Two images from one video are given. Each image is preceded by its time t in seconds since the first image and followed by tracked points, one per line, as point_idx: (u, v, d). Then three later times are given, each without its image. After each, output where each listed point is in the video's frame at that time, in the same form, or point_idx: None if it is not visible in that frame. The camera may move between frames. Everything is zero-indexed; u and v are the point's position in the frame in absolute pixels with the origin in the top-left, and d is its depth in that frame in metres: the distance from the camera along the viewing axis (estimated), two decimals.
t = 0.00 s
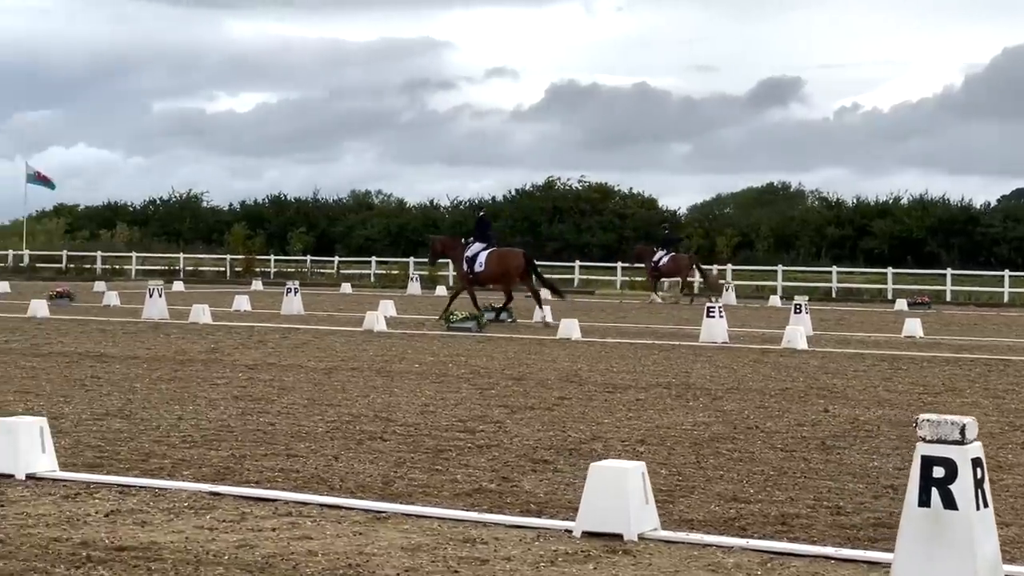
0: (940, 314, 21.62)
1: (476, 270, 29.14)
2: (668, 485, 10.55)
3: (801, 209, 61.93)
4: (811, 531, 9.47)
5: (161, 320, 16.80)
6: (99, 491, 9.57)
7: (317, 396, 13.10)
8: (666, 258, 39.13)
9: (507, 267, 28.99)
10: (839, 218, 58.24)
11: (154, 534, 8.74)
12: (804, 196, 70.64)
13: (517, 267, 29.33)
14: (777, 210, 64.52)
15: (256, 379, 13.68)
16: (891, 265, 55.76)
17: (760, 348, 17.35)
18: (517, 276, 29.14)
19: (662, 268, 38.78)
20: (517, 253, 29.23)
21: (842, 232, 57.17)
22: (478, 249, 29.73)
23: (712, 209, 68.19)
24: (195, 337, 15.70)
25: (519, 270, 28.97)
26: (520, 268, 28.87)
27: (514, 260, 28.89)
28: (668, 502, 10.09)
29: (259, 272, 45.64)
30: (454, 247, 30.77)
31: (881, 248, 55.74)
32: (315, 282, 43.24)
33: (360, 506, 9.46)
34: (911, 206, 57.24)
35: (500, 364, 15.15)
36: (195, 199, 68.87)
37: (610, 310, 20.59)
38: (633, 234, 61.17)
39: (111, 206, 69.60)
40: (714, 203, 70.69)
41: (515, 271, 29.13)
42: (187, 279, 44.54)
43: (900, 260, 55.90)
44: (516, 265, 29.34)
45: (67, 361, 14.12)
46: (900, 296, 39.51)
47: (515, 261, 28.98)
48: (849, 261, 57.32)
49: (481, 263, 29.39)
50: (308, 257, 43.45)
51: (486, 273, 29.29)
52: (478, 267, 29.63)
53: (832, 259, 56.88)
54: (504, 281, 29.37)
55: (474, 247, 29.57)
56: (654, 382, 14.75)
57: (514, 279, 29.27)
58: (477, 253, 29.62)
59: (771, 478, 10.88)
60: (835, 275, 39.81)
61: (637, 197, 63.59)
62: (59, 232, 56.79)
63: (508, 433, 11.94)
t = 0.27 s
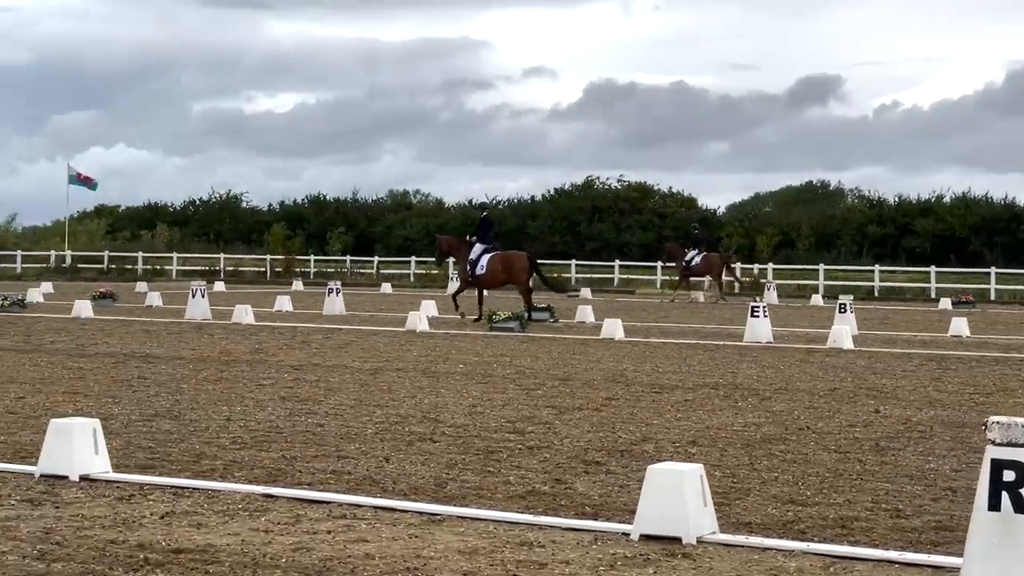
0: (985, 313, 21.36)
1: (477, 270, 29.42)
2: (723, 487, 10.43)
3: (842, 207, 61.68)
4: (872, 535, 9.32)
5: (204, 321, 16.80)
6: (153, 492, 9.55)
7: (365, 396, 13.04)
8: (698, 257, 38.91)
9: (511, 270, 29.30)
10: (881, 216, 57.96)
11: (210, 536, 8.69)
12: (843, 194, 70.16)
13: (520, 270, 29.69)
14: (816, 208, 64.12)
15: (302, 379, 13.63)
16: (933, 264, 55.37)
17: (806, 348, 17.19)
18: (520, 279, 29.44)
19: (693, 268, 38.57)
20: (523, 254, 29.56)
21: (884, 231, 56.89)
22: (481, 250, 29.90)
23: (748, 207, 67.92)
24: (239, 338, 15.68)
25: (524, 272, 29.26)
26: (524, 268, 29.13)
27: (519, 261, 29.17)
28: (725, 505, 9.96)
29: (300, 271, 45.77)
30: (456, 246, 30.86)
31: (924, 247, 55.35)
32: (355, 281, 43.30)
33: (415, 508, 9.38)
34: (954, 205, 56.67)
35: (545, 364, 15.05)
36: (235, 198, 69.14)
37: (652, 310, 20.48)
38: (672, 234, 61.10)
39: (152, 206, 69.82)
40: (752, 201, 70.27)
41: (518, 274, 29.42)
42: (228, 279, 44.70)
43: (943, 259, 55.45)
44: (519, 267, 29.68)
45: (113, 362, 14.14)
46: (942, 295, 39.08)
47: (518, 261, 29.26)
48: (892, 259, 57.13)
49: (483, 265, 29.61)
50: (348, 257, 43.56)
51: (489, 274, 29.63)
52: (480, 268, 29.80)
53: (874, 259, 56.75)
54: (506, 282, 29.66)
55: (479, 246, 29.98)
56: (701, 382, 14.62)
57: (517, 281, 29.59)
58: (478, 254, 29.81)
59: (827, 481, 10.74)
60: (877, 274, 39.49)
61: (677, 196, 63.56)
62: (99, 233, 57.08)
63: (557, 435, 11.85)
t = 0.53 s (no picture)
0: None
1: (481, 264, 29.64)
2: (775, 487, 10.32)
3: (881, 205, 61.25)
4: (931, 535, 9.19)
5: (246, 321, 16.82)
6: (204, 492, 9.53)
7: (410, 397, 13.00)
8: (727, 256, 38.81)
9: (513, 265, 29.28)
10: (921, 214, 57.53)
11: (263, 536, 8.65)
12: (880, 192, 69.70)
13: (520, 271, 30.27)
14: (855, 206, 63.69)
15: (346, 379, 13.60)
16: (973, 262, 54.85)
17: (849, 347, 17.03)
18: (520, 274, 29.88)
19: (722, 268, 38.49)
20: (528, 248, 29.84)
21: (924, 229, 56.48)
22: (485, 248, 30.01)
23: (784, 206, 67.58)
24: (281, 338, 15.68)
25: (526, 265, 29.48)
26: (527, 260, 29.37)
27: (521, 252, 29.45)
28: (779, 505, 9.85)
29: (338, 272, 45.85)
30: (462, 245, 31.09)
31: (964, 245, 54.87)
32: (393, 281, 43.34)
33: (467, 508, 9.32)
34: (993, 202, 56.12)
35: (588, 364, 14.98)
36: (271, 199, 69.34)
37: (691, 309, 20.37)
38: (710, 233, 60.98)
39: (189, 207, 70.02)
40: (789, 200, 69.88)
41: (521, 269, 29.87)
42: (267, 280, 44.81)
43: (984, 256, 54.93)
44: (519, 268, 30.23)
45: (157, 362, 14.16)
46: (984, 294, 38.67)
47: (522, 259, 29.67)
48: (933, 257, 56.74)
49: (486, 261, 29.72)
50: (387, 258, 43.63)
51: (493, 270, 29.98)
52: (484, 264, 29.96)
53: (914, 257, 56.37)
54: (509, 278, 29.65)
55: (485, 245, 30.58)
56: (746, 381, 14.49)
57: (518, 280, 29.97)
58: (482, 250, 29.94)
59: (880, 480, 10.60)
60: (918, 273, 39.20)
61: (714, 195, 63.43)
62: (138, 234, 57.29)
63: (605, 435, 11.77)
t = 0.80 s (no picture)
0: None
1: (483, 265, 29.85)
2: (829, 486, 10.21)
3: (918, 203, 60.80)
4: (992, 535, 9.06)
5: (285, 322, 16.82)
6: (257, 494, 9.48)
7: (454, 398, 12.95)
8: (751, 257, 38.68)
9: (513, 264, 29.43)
10: (957, 212, 57.09)
11: (320, 538, 8.60)
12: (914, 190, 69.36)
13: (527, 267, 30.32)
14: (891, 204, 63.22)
15: (390, 380, 13.56)
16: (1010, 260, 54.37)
17: (891, 345, 16.89)
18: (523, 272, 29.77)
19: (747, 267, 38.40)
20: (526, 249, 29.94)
21: (960, 227, 56.03)
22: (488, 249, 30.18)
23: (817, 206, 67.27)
24: (320, 339, 15.66)
25: (527, 263, 29.59)
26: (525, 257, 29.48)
27: (521, 250, 29.55)
28: (835, 505, 9.74)
29: (374, 273, 45.95)
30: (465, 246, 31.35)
31: (1001, 242, 54.38)
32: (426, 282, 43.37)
33: (522, 509, 9.25)
34: None
35: (630, 364, 14.91)
36: (305, 201, 69.56)
37: (729, 308, 20.28)
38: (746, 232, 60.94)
39: (224, 208, 70.22)
40: (823, 200, 69.75)
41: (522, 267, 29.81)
42: (302, 281, 44.93)
43: (1021, 254, 54.49)
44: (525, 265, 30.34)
45: (200, 363, 14.15)
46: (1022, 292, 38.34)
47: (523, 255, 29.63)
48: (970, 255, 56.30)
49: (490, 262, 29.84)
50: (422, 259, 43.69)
51: (492, 273, 29.80)
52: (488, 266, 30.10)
53: (951, 256, 55.90)
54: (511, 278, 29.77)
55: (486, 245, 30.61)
56: (791, 381, 14.37)
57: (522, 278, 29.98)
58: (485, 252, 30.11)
59: (936, 480, 10.48)
60: (955, 271, 39.03)
61: (749, 195, 63.63)
62: (173, 236, 57.45)
63: (653, 435, 11.68)
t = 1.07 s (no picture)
0: None
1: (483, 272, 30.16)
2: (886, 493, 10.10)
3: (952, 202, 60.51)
4: None
5: (322, 328, 16.84)
6: (312, 503, 9.44)
7: (499, 402, 12.89)
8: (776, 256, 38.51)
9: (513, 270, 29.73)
10: (990, 211, 56.79)
11: (380, 548, 8.53)
12: (947, 190, 68.82)
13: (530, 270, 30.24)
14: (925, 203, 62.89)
15: (433, 386, 13.51)
16: None
17: (932, 347, 16.77)
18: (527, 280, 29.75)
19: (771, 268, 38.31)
20: (526, 255, 30.08)
21: (994, 227, 55.81)
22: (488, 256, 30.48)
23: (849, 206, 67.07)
24: (360, 344, 15.63)
25: (525, 269, 29.83)
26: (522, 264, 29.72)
27: (519, 257, 29.78)
28: (893, 511, 9.64)
29: (405, 276, 45.98)
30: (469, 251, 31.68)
31: None
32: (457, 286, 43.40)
33: (578, 517, 9.17)
34: None
35: (672, 368, 14.84)
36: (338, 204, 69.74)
37: (766, 310, 20.19)
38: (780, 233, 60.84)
39: (257, 214, 70.45)
40: (854, 200, 69.53)
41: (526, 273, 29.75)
42: (335, 285, 45.01)
43: None
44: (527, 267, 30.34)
45: (241, 370, 14.11)
46: None
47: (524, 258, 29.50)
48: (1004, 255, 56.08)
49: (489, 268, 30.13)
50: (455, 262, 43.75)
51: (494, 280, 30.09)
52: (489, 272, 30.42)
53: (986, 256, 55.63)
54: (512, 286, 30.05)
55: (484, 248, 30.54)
56: (835, 384, 14.27)
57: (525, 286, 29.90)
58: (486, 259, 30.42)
59: (993, 485, 10.36)
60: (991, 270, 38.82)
61: (782, 195, 63.63)
62: (206, 241, 57.54)
63: (703, 440, 11.60)
